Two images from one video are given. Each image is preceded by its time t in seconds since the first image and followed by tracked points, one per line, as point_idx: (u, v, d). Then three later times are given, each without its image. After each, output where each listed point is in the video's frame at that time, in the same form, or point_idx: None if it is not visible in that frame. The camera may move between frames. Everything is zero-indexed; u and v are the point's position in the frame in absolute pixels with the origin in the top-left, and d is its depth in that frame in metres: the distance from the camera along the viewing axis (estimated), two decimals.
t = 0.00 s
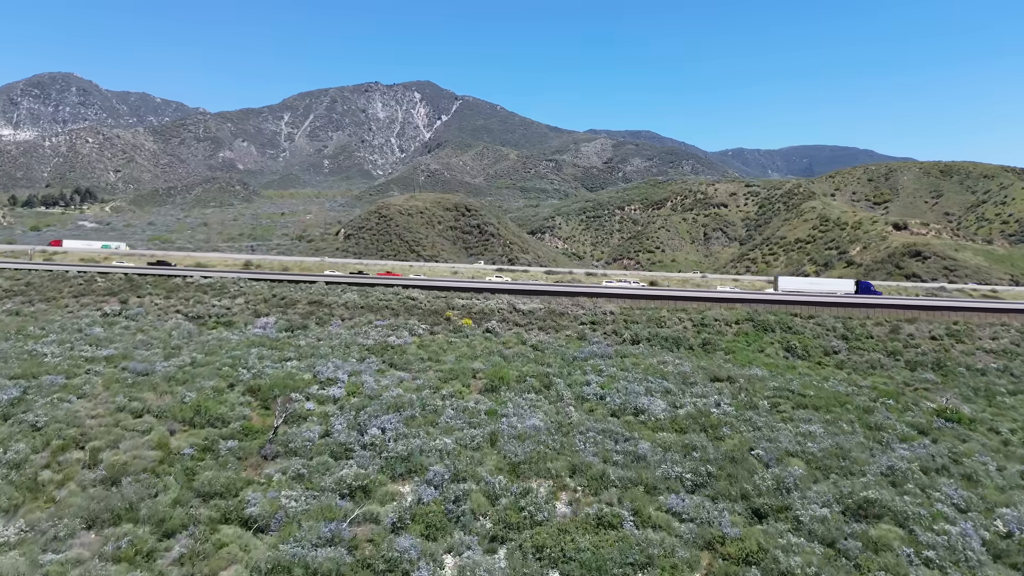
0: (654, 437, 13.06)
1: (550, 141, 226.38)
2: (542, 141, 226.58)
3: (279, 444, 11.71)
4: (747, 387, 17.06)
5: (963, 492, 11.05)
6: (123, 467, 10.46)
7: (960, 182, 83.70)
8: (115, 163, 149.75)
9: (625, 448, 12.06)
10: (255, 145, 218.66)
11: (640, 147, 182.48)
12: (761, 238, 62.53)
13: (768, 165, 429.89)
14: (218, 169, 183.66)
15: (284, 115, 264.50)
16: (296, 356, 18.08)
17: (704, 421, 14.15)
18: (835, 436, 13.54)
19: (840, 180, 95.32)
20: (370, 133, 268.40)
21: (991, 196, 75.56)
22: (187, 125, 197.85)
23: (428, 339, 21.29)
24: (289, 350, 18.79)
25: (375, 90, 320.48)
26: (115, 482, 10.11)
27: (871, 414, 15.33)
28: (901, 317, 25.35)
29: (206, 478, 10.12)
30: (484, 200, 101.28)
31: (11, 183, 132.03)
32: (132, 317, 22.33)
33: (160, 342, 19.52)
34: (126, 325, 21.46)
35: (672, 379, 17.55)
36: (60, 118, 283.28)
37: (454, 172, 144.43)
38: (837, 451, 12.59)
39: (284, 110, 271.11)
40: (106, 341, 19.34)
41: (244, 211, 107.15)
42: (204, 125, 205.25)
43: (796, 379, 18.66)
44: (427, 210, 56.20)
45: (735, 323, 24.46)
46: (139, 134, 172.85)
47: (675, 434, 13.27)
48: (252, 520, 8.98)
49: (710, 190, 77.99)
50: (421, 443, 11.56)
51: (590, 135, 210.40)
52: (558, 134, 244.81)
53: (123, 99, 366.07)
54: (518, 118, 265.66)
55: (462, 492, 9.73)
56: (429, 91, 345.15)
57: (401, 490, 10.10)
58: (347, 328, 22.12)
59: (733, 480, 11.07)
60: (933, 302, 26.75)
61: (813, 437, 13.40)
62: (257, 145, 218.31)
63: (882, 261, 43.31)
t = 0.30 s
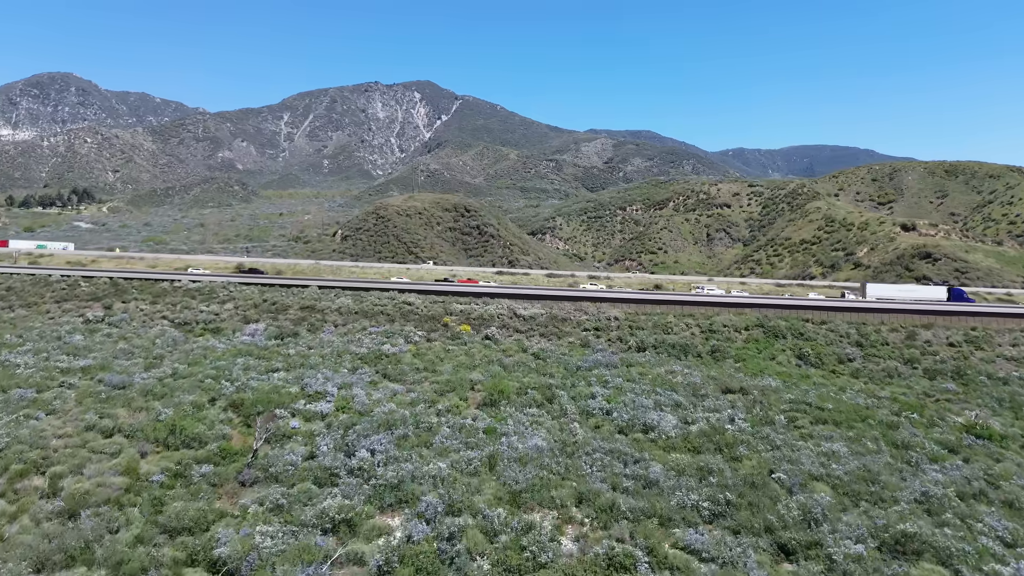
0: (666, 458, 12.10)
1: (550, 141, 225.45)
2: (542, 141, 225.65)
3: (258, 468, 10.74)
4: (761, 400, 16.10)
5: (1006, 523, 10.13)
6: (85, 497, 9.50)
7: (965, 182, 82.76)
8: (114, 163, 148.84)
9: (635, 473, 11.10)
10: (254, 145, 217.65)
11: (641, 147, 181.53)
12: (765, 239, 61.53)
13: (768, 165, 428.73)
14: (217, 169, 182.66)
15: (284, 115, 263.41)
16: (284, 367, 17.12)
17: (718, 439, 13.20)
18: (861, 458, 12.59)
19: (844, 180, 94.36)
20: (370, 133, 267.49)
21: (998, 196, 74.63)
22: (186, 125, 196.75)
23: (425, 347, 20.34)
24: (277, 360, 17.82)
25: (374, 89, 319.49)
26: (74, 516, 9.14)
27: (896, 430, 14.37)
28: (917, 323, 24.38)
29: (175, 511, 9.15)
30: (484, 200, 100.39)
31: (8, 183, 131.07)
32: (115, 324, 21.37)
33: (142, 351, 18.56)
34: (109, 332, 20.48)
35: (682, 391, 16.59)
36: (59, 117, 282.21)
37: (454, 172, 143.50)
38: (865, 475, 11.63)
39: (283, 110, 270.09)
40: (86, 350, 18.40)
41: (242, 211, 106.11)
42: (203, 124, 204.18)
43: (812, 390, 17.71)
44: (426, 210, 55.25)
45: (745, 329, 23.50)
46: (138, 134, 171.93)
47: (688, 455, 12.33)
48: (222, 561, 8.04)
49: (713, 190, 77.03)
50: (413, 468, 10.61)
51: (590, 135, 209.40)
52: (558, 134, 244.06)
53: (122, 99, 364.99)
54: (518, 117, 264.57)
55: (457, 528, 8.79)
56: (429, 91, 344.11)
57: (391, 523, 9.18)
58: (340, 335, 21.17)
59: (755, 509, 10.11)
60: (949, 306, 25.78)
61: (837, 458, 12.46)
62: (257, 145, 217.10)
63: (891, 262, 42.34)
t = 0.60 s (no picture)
0: (679, 483, 11.16)
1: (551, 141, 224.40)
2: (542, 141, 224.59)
3: (234, 497, 9.79)
4: (778, 414, 15.15)
5: None
6: (36, 534, 8.52)
7: (971, 182, 81.75)
8: (112, 163, 147.86)
9: (647, 501, 10.14)
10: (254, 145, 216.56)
11: (641, 146, 180.53)
12: (769, 240, 60.50)
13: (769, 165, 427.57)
14: (216, 168, 181.56)
15: (283, 115, 262.37)
16: (270, 378, 16.16)
17: (734, 460, 12.25)
18: (890, 481, 11.65)
19: (848, 180, 93.34)
20: (370, 133, 266.45)
21: (1004, 196, 73.67)
22: (185, 124, 195.67)
23: (421, 355, 19.37)
24: (263, 371, 16.85)
25: (374, 89, 318.39)
26: (24, 557, 8.19)
27: (924, 449, 13.42)
28: (935, 329, 23.40)
29: (137, 551, 8.21)
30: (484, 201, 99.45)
31: (6, 183, 130.05)
32: (96, 331, 20.41)
33: (122, 360, 17.61)
34: (89, 340, 19.52)
35: (692, 405, 15.64)
36: (58, 117, 281.22)
37: (454, 172, 142.51)
38: (897, 502, 10.71)
39: (283, 110, 269.01)
40: (63, 360, 17.47)
41: (240, 211, 105.06)
42: (202, 124, 203.11)
43: (829, 402, 16.77)
44: (424, 211, 54.27)
45: (755, 336, 22.52)
46: (136, 133, 171.04)
47: (704, 480, 11.37)
48: None
49: (716, 190, 76.03)
50: (403, 498, 9.67)
51: (591, 134, 208.33)
52: (558, 134, 243.06)
53: (122, 99, 363.94)
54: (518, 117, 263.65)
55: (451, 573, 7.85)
56: (429, 91, 343.02)
57: (377, 564, 8.25)
58: (332, 343, 20.22)
59: (781, 545, 9.19)
60: (967, 311, 24.80)
61: (865, 482, 11.52)
62: (256, 145, 215.56)
63: (900, 264, 41.34)
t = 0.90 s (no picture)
0: (695, 513, 10.26)
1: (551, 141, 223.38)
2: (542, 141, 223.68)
3: (205, 533, 8.87)
4: (796, 430, 14.22)
5: None
6: None
7: (976, 182, 80.82)
8: (111, 163, 147.02)
9: (661, 536, 9.28)
10: (253, 144, 215.60)
11: (642, 146, 179.63)
12: (773, 241, 59.57)
13: (770, 165, 426.38)
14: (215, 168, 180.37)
15: (282, 115, 261.40)
16: (256, 392, 15.23)
17: (753, 485, 11.32)
18: (925, 510, 10.74)
19: (851, 180, 92.34)
20: (370, 133, 265.51)
21: (1011, 196, 72.74)
22: (184, 124, 194.74)
23: (417, 365, 18.44)
24: (249, 383, 15.92)
25: (374, 88, 317.25)
26: None
27: (955, 471, 12.52)
28: (953, 336, 22.44)
29: None
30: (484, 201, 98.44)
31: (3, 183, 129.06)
32: (76, 339, 19.47)
33: (99, 372, 16.70)
34: (67, 350, 18.56)
35: (703, 421, 14.71)
36: (57, 117, 280.14)
37: (454, 172, 141.64)
38: (934, 537, 9.82)
39: (282, 109, 267.91)
40: (37, 372, 16.54)
41: (238, 212, 104.09)
42: (202, 124, 202.09)
43: (848, 416, 15.86)
44: (423, 212, 53.34)
45: (765, 343, 21.60)
46: (135, 133, 170.12)
47: (721, 510, 10.46)
48: None
49: (718, 191, 75.06)
50: (393, 536, 8.80)
51: (591, 134, 207.40)
52: (559, 133, 242.25)
53: (121, 99, 362.79)
54: (517, 117, 262.53)
55: None
56: (429, 91, 341.72)
57: None
58: (324, 352, 19.29)
59: None
60: (985, 317, 23.84)
61: (897, 512, 10.61)
62: (255, 145, 214.62)
63: (909, 267, 40.37)
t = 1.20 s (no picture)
0: (713, 551, 9.37)
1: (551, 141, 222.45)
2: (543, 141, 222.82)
3: None
4: (816, 450, 13.28)
5: None
6: None
7: (981, 182, 79.91)
8: (110, 163, 146.03)
9: None
10: (252, 144, 214.36)
11: (642, 146, 178.69)
12: (778, 243, 58.64)
13: (771, 164, 425.22)
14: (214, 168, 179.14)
15: (282, 114, 260.45)
16: (238, 408, 14.29)
17: (774, 516, 10.41)
18: (965, 546, 9.85)
19: (855, 180, 91.41)
20: (369, 133, 264.62)
21: (1017, 196, 71.86)
22: (183, 124, 193.88)
23: (412, 376, 17.48)
24: (232, 397, 14.99)
25: (374, 88, 316.26)
26: None
27: (990, 498, 11.64)
28: (972, 344, 21.51)
29: None
30: (483, 202, 97.45)
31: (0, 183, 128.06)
32: (54, 349, 18.54)
33: (75, 385, 15.77)
34: (44, 360, 17.64)
35: (717, 440, 13.76)
36: (56, 117, 279.13)
37: (454, 172, 140.75)
38: None
39: (282, 109, 266.91)
40: (9, 385, 15.62)
41: (236, 212, 103.07)
42: (200, 123, 201.01)
43: (870, 433, 14.94)
44: (421, 213, 52.40)
45: (777, 352, 20.65)
46: (134, 134, 169.23)
47: (742, 546, 9.56)
48: None
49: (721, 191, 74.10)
50: None
51: (591, 134, 206.49)
52: (559, 133, 241.38)
53: (121, 99, 361.79)
54: (518, 117, 261.58)
55: None
56: (428, 91, 340.54)
57: None
58: (314, 363, 18.33)
59: None
60: (1004, 324, 22.92)
61: (934, 548, 9.73)
62: (254, 144, 213.64)
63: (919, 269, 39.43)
